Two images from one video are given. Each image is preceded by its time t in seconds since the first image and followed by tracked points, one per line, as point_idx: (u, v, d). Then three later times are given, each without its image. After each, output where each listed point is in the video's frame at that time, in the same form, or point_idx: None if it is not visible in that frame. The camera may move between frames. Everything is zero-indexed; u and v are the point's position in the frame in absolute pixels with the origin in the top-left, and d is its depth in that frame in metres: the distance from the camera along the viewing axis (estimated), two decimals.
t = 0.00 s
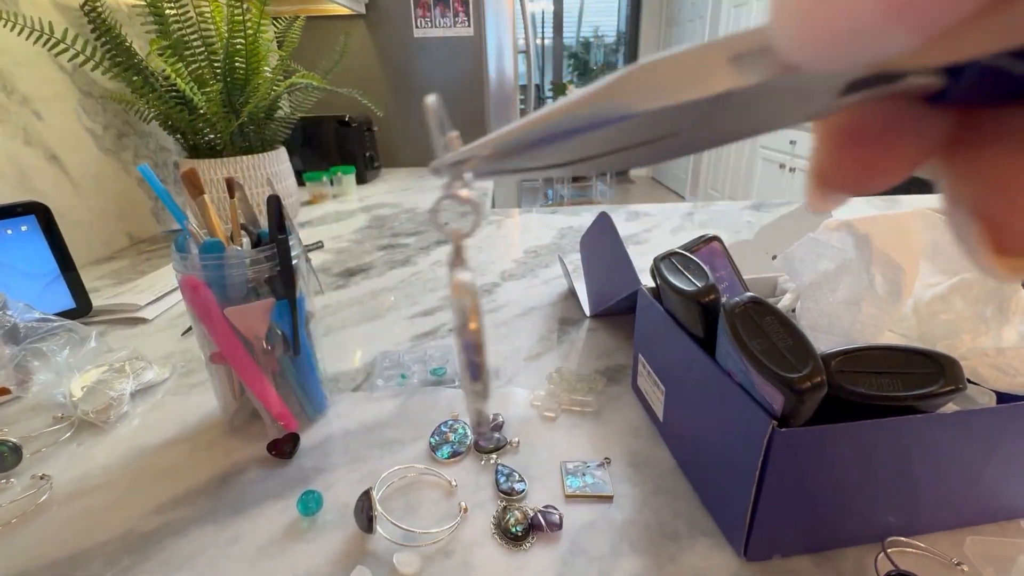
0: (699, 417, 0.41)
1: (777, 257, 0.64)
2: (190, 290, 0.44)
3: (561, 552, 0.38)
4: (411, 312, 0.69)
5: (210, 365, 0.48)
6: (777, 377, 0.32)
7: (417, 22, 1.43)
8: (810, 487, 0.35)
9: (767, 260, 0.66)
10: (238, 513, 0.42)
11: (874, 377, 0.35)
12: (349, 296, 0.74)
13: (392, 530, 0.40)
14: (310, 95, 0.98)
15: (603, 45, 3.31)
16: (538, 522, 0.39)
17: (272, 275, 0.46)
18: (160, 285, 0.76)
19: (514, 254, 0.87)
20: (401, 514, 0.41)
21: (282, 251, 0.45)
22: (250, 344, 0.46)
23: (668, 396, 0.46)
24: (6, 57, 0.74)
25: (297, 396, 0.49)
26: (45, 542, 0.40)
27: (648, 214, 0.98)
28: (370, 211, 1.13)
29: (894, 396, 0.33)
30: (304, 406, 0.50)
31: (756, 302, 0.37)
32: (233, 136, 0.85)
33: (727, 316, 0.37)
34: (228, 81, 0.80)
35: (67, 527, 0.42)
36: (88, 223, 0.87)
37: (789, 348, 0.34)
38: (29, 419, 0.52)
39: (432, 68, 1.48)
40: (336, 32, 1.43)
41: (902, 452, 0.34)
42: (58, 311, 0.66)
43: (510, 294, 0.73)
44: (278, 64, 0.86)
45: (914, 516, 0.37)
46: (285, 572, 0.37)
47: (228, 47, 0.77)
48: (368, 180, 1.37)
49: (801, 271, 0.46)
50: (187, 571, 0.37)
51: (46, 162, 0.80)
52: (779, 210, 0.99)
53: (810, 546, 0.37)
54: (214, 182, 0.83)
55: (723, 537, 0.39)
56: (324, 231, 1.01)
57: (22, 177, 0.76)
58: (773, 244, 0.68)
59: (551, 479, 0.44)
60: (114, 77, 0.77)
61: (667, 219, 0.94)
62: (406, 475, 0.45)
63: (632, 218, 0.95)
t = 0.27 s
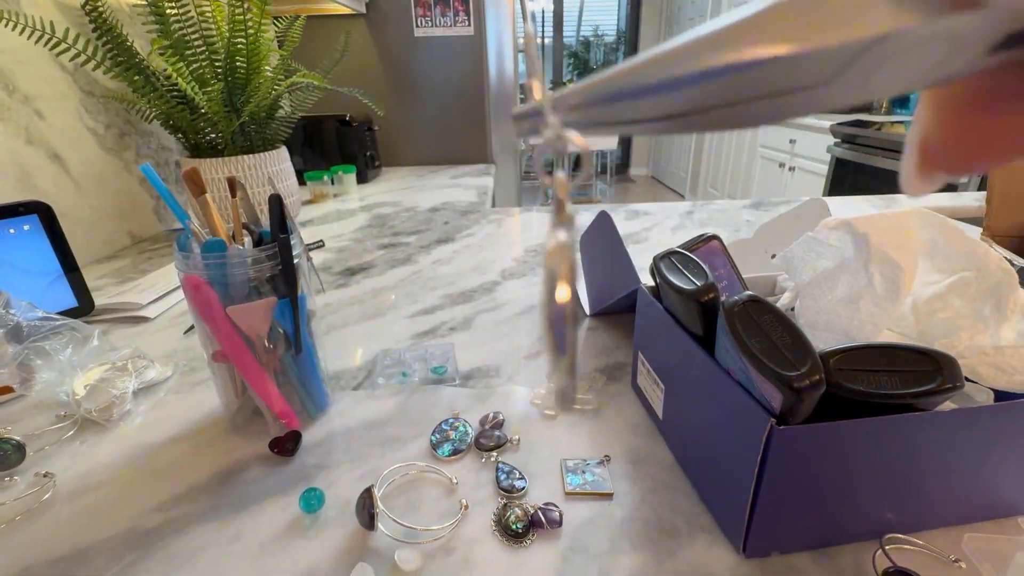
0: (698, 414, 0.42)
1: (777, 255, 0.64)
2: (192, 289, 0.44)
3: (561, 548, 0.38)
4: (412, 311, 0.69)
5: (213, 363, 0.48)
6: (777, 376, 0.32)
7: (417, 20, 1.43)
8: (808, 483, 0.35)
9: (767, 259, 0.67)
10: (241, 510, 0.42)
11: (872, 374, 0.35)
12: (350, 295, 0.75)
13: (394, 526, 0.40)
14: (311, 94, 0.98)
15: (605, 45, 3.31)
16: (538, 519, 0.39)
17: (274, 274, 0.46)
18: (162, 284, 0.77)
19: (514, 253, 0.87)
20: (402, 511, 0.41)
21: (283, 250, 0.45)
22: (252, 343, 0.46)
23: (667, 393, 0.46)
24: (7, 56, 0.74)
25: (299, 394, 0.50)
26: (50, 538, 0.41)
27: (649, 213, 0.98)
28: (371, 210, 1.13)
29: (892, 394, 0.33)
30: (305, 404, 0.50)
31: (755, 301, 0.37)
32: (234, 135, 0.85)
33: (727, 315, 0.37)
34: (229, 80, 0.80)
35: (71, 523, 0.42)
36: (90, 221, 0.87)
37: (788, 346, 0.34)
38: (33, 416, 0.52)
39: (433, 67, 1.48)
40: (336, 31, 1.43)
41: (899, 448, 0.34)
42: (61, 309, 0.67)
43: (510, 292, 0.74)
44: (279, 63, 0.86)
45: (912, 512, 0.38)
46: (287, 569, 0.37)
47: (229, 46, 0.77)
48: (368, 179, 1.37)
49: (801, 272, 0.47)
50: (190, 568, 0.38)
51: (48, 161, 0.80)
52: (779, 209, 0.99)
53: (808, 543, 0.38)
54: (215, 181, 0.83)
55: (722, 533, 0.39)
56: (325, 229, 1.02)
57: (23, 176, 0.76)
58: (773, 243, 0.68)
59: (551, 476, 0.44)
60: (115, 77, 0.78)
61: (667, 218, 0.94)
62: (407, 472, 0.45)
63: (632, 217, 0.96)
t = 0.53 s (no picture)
0: (698, 415, 0.42)
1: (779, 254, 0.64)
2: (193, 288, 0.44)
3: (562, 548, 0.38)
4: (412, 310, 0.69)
5: (213, 362, 0.48)
6: (777, 374, 0.33)
7: (418, 18, 1.43)
8: (809, 482, 0.35)
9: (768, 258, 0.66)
10: (241, 509, 0.42)
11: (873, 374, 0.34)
12: (351, 294, 0.75)
13: (394, 526, 0.40)
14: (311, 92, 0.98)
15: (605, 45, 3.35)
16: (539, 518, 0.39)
17: (274, 272, 0.46)
18: (162, 283, 0.76)
19: (515, 251, 0.87)
20: (403, 510, 0.41)
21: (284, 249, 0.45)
22: (253, 342, 0.46)
23: (667, 392, 0.46)
24: (7, 54, 0.74)
25: (299, 392, 0.50)
26: (51, 537, 0.41)
27: (649, 212, 0.98)
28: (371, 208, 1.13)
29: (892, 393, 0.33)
30: (306, 403, 0.50)
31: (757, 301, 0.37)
32: (234, 133, 0.85)
33: (728, 313, 0.37)
34: (229, 79, 0.79)
35: (71, 522, 0.42)
36: (90, 220, 0.87)
37: (789, 345, 0.34)
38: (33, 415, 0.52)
39: (433, 65, 1.47)
40: (337, 29, 1.43)
41: (900, 446, 0.34)
42: (61, 308, 0.67)
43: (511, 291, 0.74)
44: (279, 61, 0.86)
45: (912, 511, 0.38)
46: (288, 568, 0.37)
47: (229, 44, 0.77)
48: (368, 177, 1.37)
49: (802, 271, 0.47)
50: (191, 567, 0.38)
51: (48, 160, 0.80)
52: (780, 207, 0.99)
53: (808, 542, 0.38)
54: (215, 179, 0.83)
55: (722, 533, 0.39)
56: (325, 228, 1.02)
57: (24, 174, 0.76)
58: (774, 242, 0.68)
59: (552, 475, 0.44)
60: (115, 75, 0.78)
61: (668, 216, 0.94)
62: (408, 471, 0.45)
63: (633, 216, 0.96)
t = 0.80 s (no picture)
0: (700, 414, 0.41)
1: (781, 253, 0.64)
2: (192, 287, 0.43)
3: (563, 548, 0.38)
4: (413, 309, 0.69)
5: (213, 361, 0.48)
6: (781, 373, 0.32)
7: (418, 16, 1.43)
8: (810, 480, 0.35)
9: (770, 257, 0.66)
10: (242, 508, 0.42)
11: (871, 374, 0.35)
12: (351, 293, 0.74)
13: (394, 525, 0.40)
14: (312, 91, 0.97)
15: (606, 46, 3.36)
16: (540, 518, 0.39)
17: (274, 272, 0.46)
18: (162, 282, 0.76)
19: (516, 250, 0.87)
20: (403, 510, 0.41)
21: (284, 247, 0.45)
22: (253, 341, 0.46)
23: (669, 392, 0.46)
24: (7, 52, 0.74)
25: (299, 391, 0.50)
26: (50, 536, 0.41)
27: (651, 210, 0.98)
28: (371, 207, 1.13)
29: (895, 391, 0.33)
30: (305, 402, 0.50)
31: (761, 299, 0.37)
32: (234, 132, 0.85)
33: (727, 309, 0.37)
34: (229, 77, 0.79)
35: (71, 522, 0.42)
36: (90, 219, 0.87)
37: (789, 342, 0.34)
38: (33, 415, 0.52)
39: (434, 64, 1.47)
40: (337, 28, 1.42)
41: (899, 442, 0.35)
42: (61, 307, 0.67)
43: (512, 290, 0.73)
44: (279, 59, 0.86)
45: (915, 511, 0.37)
46: (288, 567, 0.37)
47: (228, 42, 0.76)
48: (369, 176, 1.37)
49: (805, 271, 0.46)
50: (191, 566, 0.38)
51: (47, 158, 0.80)
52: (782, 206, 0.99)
53: (810, 542, 0.37)
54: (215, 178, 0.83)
55: (724, 533, 0.39)
56: (325, 227, 1.01)
57: (24, 173, 0.76)
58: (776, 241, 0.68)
59: (553, 475, 0.44)
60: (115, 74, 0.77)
61: (670, 215, 0.94)
62: (408, 471, 0.45)
63: (635, 214, 0.95)
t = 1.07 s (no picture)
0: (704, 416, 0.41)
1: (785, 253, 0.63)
2: (189, 286, 0.43)
3: (565, 551, 0.37)
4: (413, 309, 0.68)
5: (211, 361, 0.47)
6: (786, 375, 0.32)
7: (419, 13, 1.42)
8: (812, 480, 0.34)
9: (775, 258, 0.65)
10: (240, 509, 0.42)
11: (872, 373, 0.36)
12: (350, 293, 0.74)
13: (393, 527, 0.39)
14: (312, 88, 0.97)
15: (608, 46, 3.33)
16: (542, 521, 0.39)
17: (273, 271, 0.45)
18: (160, 281, 0.76)
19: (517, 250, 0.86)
20: (403, 512, 0.41)
21: (282, 246, 0.44)
22: (250, 341, 0.45)
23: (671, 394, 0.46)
24: (5, 50, 0.73)
25: (298, 393, 0.49)
26: (46, 538, 0.40)
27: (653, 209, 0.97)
28: (372, 206, 1.12)
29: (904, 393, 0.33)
30: (304, 403, 0.50)
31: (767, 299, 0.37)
32: (233, 130, 0.84)
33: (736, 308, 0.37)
34: (228, 75, 0.79)
35: (67, 523, 0.41)
36: (89, 218, 0.87)
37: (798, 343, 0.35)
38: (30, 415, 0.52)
39: (434, 62, 1.46)
40: (338, 26, 1.42)
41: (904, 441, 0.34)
42: (59, 306, 0.66)
43: (513, 290, 0.73)
44: (278, 56, 0.85)
45: (922, 513, 0.37)
46: (286, 570, 0.37)
47: (228, 39, 0.76)
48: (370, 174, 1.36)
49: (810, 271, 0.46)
50: (188, 568, 0.37)
51: (46, 157, 0.80)
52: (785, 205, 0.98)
53: (815, 545, 0.37)
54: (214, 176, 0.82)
55: (728, 537, 0.38)
56: (325, 226, 1.01)
57: (22, 170, 0.76)
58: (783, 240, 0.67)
59: (554, 477, 0.43)
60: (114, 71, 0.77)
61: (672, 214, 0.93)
62: (408, 472, 0.44)
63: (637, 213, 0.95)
